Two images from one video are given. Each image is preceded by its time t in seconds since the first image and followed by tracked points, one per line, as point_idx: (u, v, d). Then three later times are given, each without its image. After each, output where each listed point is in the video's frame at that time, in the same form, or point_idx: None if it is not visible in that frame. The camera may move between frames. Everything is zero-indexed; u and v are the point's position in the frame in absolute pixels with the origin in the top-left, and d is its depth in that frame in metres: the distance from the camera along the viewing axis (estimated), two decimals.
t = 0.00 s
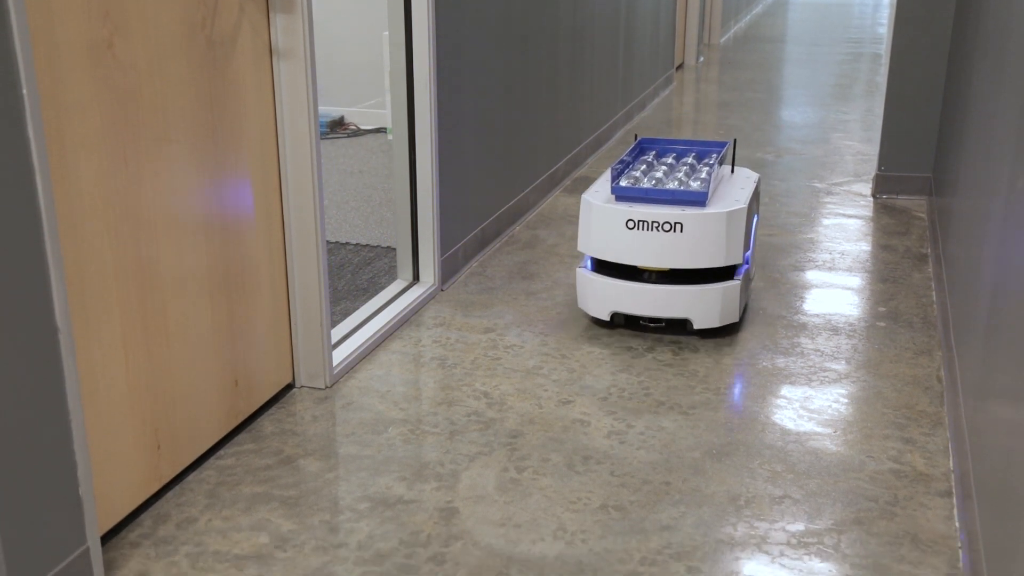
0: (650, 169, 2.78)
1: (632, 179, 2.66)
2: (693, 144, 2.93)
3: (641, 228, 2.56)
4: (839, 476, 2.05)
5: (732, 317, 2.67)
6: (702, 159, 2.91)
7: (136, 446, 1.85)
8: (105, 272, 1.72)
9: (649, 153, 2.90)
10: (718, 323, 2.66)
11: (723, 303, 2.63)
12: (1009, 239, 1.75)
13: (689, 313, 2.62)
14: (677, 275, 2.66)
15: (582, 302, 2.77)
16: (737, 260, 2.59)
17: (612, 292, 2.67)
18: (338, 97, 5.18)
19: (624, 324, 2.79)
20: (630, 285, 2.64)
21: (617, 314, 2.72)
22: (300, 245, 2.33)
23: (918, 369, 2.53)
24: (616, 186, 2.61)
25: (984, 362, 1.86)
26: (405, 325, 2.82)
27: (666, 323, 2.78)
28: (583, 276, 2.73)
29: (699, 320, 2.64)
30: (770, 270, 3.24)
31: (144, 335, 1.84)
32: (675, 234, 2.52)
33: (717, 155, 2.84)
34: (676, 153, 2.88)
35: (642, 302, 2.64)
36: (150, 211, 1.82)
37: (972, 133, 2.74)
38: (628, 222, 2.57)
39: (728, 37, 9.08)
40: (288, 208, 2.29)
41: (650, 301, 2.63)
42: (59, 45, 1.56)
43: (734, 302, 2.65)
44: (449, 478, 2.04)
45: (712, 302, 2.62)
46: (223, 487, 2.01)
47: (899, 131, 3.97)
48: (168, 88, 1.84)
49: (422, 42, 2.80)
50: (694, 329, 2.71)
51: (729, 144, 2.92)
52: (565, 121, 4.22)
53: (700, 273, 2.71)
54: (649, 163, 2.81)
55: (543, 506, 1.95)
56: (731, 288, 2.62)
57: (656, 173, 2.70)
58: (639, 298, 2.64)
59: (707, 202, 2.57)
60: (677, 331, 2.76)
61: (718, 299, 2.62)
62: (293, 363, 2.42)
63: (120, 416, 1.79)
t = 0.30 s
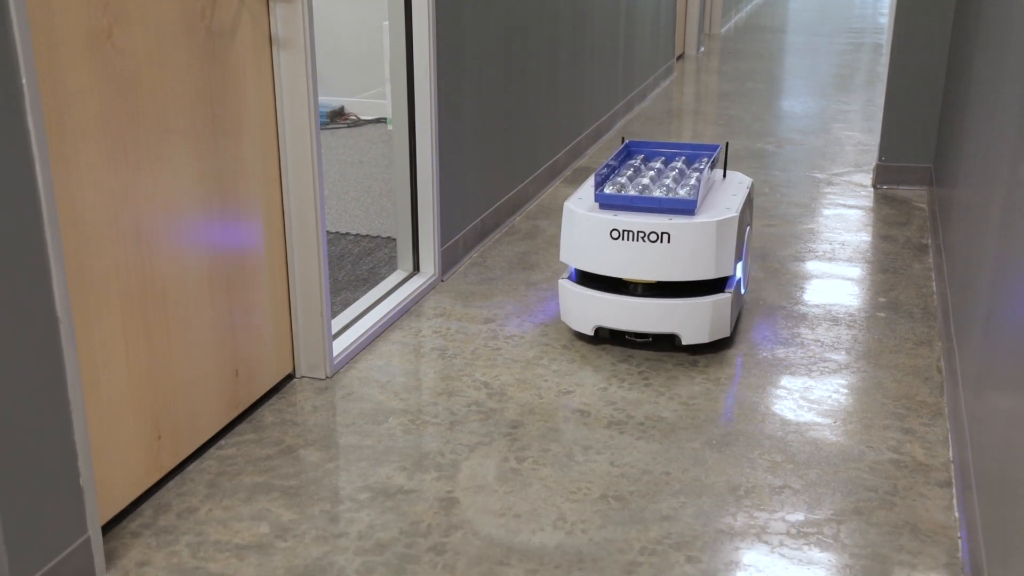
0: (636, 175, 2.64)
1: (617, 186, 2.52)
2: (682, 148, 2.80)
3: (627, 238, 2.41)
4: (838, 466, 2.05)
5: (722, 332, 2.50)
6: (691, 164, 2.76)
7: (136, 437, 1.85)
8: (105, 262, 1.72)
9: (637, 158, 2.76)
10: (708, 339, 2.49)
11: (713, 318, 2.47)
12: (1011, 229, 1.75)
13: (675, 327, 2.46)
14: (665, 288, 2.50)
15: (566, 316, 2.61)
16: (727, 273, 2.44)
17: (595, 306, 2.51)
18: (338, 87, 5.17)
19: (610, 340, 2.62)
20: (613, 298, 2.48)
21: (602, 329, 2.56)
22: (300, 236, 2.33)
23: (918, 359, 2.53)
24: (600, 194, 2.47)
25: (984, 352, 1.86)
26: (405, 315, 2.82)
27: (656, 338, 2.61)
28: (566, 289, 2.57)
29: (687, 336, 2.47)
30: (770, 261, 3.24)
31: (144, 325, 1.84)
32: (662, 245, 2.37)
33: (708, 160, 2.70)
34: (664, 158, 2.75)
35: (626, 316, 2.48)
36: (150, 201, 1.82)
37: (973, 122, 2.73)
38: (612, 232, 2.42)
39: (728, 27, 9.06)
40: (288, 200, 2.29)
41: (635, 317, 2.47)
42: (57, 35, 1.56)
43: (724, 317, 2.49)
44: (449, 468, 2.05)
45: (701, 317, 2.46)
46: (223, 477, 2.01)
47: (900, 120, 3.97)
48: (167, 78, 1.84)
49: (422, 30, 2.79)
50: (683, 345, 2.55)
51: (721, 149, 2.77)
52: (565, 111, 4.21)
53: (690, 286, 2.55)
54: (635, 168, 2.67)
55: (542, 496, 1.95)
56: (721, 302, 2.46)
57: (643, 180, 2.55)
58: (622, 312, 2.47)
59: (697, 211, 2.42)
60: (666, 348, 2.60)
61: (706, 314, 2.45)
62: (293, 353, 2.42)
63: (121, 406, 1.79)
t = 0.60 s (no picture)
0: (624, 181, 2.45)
1: (602, 192, 2.34)
2: (673, 151, 2.61)
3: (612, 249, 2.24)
4: (838, 456, 2.06)
5: (713, 348, 2.35)
6: (682, 168, 2.58)
7: (136, 426, 1.85)
8: (105, 251, 1.71)
9: (624, 162, 2.57)
10: (698, 356, 2.35)
11: (703, 334, 2.32)
12: (1011, 218, 1.75)
13: (663, 344, 2.31)
14: (653, 302, 2.35)
15: (549, 331, 2.46)
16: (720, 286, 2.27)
17: (579, 320, 2.36)
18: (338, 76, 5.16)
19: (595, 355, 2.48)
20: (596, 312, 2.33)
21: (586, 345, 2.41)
22: (300, 225, 2.33)
23: (918, 349, 2.53)
24: (583, 202, 2.29)
25: (984, 341, 1.86)
26: (405, 305, 2.82)
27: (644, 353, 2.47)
28: (548, 302, 2.42)
29: (676, 352, 2.33)
30: (770, 251, 3.23)
31: (144, 313, 1.84)
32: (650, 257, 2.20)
33: (701, 164, 2.51)
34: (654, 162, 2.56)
35: (611, 332, 2.33)
36: (149, 190, 1.82)
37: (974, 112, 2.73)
38: (596, 243, 2.25)
39: (729, 17, 9.04)
40: (288, 189, 2.29)
41: (620, 333, 2.32)
42: (56, 24, 1.55)
43: (715, 333, 2.34)
44: (450, 458, 2.05)
45: (690, 333, 2.31)
46: (224, 467, 2.02)
47: (901, 110, 3.96)
48: (166, 67, 1.83)
49: (422, 18, 2.78)
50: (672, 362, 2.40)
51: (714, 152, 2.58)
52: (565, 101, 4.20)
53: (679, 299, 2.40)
54: (622, 174, 2.48)
55: (542, 485, 1.95)
56: (711, 317, 2.31)
57: (630, 186, 2.37)
58: (607, 328, 2.33)
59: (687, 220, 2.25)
60: (654, 364, 2.46)
61: (696, 330, 2.30)
62: (293, 343, 2.42)
63: (120, 395, 1.79)
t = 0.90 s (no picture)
0: (609, 187, 2.32)
1: (586, 200, 2.21)
2: (662, 154, 2.47)
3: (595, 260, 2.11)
4: (837, 445, 2.06)
5: (702, 364, 2.23)
6: (671, 173, 2.44)
7: (136, 415, 1.86)
8: (105, 240, 1.71)
9: (610, 166, 2.44)
10: (687, 372, 2.21)
11: (692, 349, 2.19)
12: (1011, 207, 1.75)
13: (650, 360, 2.18)
14: (639, 315, 2.22)
15: (530, 345, 2.32)
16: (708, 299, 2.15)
17: (561, 334, 2.23)
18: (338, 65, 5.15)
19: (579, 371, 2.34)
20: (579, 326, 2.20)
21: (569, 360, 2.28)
22: (301, 215, 2.32)
23: (918, 338, 2.53)
24: (566, 210, 2.16)
25: (984, 331, 1.87)
26: (405, 294, 2.82)
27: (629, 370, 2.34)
28: (529, 315, 2.28)
29: (663, 369, 2.20)
30: (770, 241, 3.23)
31: (144, 302, 1.84)
32: (635, 269, 2.08)
33: (691, 168, 2.38)
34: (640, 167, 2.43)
35: (594, 347, 2.20)
36: (149, 180, 1.82)
37: (975, 101, 2.73)
38: (579, 253, 2.12)
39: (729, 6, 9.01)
40: (288, 180, 2.29)
41: (604, 348, 2.18)
42: (55, 12, 1.54)
43: (704, 348, 2.21)
44: (450, 447, 2.05)
45: (678, 348, 2.18)
46: (224, 456, 2.02)
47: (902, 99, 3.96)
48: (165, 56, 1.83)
49: (422, 6, 2.77)
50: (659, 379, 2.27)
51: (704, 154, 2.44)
52: (565, 90, 4.19)
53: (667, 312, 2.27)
54: (608, 180, 2.35)
55: (542, 474, 1.96)
56: (701, 330, 2.18)
57: (616, 192, 2.24)
58: (591, 342, 2.19)
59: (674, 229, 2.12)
60: (640, 380, 2.32)
61: (684, 344, 2.18)
62: (294, 332, 2.42)
63: (121, 384, 1.80)
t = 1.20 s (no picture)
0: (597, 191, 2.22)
1: (571, 205, 2.10)
2: (650, 156, 2.37)
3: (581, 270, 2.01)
4: (837, 433, 2.06)
5: (694, 378, 2.12)
6: (660, 176, 2.34)
7: (136, 401, 1.86)
8: (105, 228, 1.71)
9: (596, 169, 2.35)
10: (677, 388, 2.10)
11: (684, 363, 2.08)
12: (1012, 195, 1.75)
13: (639, 375, 2.07)
14: (627, 327, 2.11)
15: (514, 358, 2.20)
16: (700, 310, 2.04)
17: (546, 347, 2.11)
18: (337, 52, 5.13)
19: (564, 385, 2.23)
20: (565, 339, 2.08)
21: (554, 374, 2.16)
22: (301, 204, 2.32)
23: (918, 326, 2.53)
24: (551, 217, 2.06)
25: (984, 318, 1.86)
26: (405, 282, 2.82)
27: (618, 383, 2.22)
28: (513, 327, 2.16)
29: (653, 384, 2.08)
30: (770, 229, 3.23)
31: (144, 290, 1.84)
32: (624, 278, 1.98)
33: (681, 171, 2.28)
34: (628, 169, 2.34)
35: (581, 361, 2.08)
36: (149, 167, 1.81)
37: (976, 89, 2.72)
38: (564, 262, 2.02)
39: None
40: (288, 168, 2.28)
41: (589, 362, 2.07)
42: None
43: (697, 362, 2.10)
44: (450, 435, 2.06)
45: (668, 363, 2.06)
46: (225, 443, 2.02)
47: (903, 87, 3.95)
48: (164, 43, 1.82)
49: None
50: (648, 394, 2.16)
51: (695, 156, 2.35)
52: (565, 78, 4.18)
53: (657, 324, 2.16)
54: (594, 183, 2.25)
55: (542, 462, 1.96)
56: (693, 343, 2.07)
57: (603, 197, 2.14)
58: (577, 357, 2.08)
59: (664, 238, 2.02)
60: (629, 395, 2.21)
61: (676, 359, 2.06)
62: (293, 320, 2.42)
63: (121, 371, 1.80)
